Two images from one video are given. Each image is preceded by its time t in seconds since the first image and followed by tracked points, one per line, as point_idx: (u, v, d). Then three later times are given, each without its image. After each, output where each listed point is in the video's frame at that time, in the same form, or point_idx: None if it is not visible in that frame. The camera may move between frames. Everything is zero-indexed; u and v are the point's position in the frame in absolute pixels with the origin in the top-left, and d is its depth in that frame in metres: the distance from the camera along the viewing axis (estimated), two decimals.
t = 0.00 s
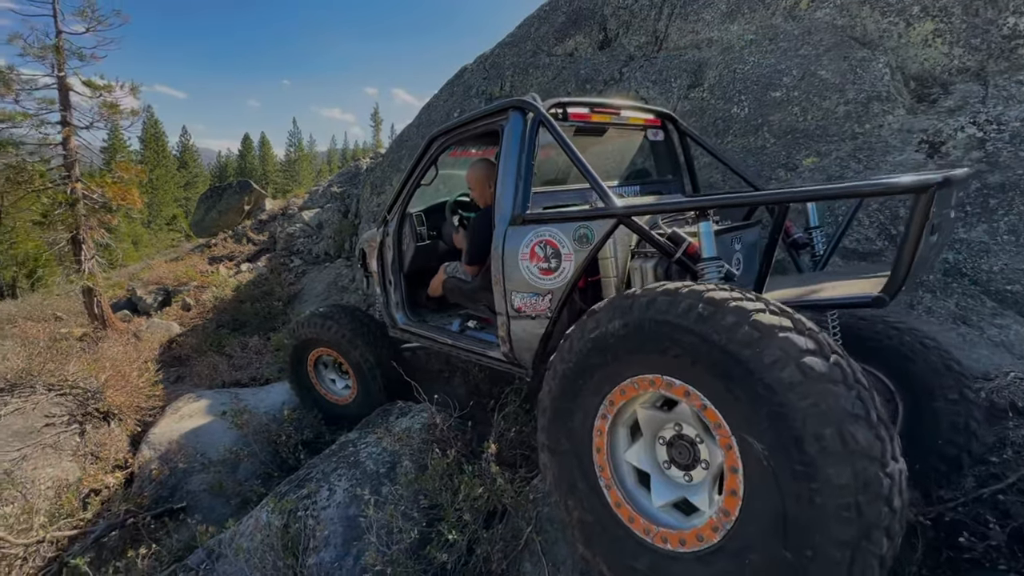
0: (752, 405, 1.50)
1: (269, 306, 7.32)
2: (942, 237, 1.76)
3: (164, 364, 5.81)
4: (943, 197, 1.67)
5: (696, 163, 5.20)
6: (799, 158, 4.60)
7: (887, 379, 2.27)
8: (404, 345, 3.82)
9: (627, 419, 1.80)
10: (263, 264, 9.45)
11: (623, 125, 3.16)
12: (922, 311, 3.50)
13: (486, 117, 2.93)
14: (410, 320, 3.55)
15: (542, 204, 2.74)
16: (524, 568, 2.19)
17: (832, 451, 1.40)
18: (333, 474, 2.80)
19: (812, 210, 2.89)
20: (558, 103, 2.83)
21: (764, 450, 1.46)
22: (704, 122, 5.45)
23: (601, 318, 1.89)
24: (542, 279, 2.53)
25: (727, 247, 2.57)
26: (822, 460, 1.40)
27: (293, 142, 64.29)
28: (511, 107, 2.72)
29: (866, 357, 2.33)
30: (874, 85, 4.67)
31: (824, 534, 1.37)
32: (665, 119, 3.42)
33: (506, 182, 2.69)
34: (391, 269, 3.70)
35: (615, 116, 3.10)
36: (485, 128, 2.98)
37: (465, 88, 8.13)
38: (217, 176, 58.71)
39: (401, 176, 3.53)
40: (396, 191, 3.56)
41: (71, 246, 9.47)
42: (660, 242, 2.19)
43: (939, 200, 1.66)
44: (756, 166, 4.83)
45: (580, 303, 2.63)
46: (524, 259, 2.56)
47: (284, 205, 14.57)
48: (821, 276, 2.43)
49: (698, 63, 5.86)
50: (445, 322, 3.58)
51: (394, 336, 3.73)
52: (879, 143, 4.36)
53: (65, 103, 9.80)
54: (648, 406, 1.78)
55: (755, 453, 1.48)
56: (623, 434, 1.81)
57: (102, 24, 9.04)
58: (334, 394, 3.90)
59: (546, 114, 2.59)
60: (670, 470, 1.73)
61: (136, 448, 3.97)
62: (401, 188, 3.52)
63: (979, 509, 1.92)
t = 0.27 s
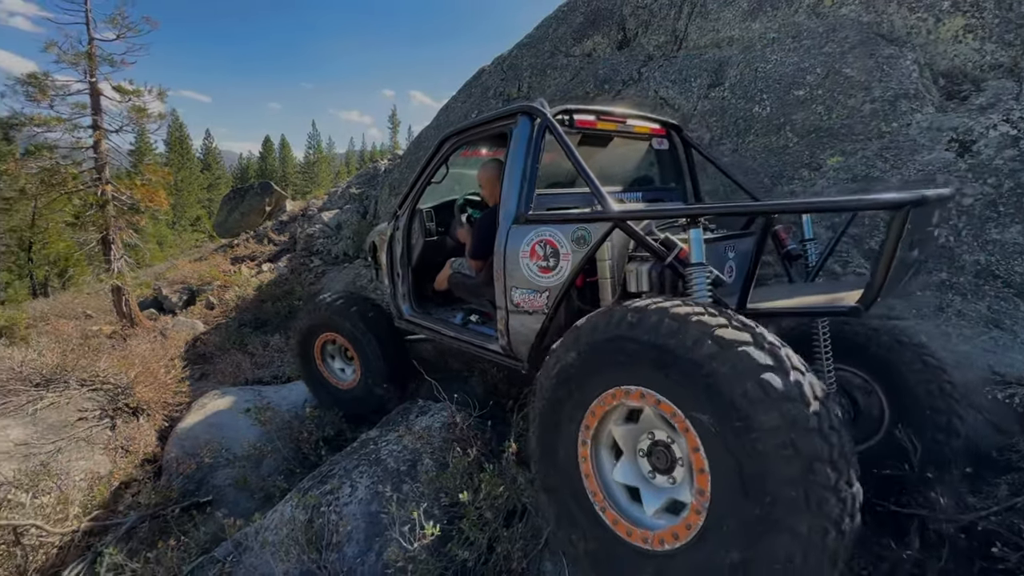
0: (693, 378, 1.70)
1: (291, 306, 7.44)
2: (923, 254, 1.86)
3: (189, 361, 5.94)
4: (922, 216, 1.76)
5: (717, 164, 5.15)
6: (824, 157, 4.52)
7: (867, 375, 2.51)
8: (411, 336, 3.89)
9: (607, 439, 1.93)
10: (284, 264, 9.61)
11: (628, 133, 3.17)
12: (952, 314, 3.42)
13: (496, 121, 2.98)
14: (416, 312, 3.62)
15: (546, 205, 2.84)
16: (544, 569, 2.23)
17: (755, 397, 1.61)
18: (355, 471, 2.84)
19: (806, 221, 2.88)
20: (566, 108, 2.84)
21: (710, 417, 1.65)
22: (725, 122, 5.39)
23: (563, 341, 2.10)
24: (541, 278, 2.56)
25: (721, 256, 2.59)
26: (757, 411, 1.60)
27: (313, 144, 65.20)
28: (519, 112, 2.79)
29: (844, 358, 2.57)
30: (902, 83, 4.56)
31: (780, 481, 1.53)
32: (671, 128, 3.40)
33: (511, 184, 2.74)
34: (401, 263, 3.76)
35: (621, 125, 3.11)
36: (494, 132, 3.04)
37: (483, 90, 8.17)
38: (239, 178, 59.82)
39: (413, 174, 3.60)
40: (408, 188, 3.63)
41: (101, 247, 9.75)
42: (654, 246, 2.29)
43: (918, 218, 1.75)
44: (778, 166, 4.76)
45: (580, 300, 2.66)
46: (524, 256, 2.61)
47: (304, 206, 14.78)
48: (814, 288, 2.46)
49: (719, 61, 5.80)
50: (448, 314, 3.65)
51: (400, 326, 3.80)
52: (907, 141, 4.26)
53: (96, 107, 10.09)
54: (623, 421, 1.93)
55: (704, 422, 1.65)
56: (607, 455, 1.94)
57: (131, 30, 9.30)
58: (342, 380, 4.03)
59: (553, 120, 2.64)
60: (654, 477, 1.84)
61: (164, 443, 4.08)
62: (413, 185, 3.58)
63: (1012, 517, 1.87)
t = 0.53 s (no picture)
0: (635, 363, 1.88)
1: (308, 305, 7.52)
2: (886, 255, 2.01)
3: (209, 359, 6.04)
4: (883, 220, 1.92)
5: (734, 164, 5.10)
6: (844, 157, 4.45)
7: (844, 378, 2.71)
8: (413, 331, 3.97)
9: (589, 451, 2.06)
10: (301, 265, 9.72)
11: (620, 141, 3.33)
12: (979, 318, 3.33)
13: (493, 129, 3.10)
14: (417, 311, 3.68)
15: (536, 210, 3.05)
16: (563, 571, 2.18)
17: (681, 360, 1.81)
18: (373, 470, 2.86)
19: (789, 227, 2.91)
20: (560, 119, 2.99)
21: (657, 393, 1.83)
22: (743, 121, 5.33)
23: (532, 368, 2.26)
24: (533, 277, 2.70)
25: (703, 259, 2.85)
26: (690, 374, 1.77)
27: (329, 146, 65.86)
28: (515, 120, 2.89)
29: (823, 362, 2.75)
30: (927, 80, 4.47)
31: (727, 444, 1.66)
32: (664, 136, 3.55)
33: (506, 190, 2.87)
34: (403, 264, 3.81)
35: (613, 133, 3.28)
36: (492, 138, 3.16)
37: (498, 91, 8.19)
38: (257, 179, 60.67)
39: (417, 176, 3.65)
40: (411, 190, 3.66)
41: (124, 247, 9.96)
42: (637, 247, 2.30)
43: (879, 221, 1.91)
44: (798, 165, 4.69)
45: (575, 301, 2.75)
46: (518, 257, 2.75)
47: (320, 207, 14.92)
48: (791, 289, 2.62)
49: (737, 60, 5.74)
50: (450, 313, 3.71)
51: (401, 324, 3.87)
52: (931, 140, 4.16)
53: (119, 110, 10.32)
54: (600, 429, 2.08)
55: (651, 400, 1.84)
56: (592, 466, 2.05)
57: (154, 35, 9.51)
58: (345, 372, 4.10)
59: (544, 127, 2.72)
60: (637, 474, 1.96)
61: (185, 440, 4.15)
62: (416, 187, 3.62)
63: None
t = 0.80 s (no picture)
0: (600, 365, 2.00)
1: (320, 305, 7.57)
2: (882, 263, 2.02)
3: (223, 359, 6.11)
4: (875, 227, 1.93)
5: (748, 165, 5.05)
6: (861, 157, 4.39)
7: (833, 376, 2.80)
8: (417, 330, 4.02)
9: (587, 470, 2.08)
10: (313, 265, 9.80)
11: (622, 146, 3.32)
12: (1001, 320, 3.27)
13: (497, 133, 3.13)
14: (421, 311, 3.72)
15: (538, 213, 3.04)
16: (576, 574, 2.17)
17: (637, 348, 1.94)
18: (387, 470, 2.87)
19: (790, 234, 2.99)
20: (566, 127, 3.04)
21: (624, 386, 1.92)
22: (756, 121, 5.28)
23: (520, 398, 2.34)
24: (534, 278, 2.71)
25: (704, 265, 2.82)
26: (646, 356, 1.90)
27: (341, 147, 66.37)
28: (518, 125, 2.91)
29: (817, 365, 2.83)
30: (946, 79, 4.39)
31: (696, 419, 1.74)
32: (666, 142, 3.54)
33: (509, 192, 2.87)
34: (409, 264, 3.86)
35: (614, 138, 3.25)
36: (496, 142, 3.18)
37: (508, 91, 8.20)
38: (270, 180, 61.27)
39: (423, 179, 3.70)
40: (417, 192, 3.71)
41: (140, 247, 10.11)
42: (636, 250, 2.31)
43: (872, 228, 1.92)
44: (813, 165, 4.64)
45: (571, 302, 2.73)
46: (520, 257, 2.76)
47: (332, 208, 15.03)
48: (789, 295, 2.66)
49: (751, 60, 5.69)
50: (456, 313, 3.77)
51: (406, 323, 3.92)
52: (951, 140, 4.09)
53: (136, 113, 10.48)
54: (594, 445, 2.11)
55: (620, 395, 1.94)
56: (591, 484, 2.08)
57: (171, 39, 9.64)
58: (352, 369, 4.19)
59: (549, 133, 2.76)
60: (636, 482, 1.97)
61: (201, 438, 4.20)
62: (422, 190, 3.68)
63: None
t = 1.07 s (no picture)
0: (553, 394, 2.01)
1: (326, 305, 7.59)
2: (867, 286, 2.02)
3: (229, 358, 6.13)
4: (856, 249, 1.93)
5: (755, 164, 5.02)
6: (871, 156, 4.35)
7: (819, 382, 2.80)
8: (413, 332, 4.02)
9: (565, 504, 2.01)
10: (319, 265, 9.84)
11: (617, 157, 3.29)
12: (1014, 322, 3.22)
13: (491, 140, 3.12)
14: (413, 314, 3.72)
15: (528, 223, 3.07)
16: None
17: (575, 365, 1.97)
18: (393, 471, 2.87)
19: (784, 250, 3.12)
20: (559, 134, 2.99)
21: (575, 406, 1.93)
22: (764, 120, 5.24)
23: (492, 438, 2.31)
24: (520, 288, 2.68)
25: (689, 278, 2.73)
26: (586, 372, 1.93)
27: (347, 147, 66.59)
28: (511, 132, 2.89)
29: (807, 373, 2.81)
30: (958, 77, 4.35)
31: (636, 418, 1.75)
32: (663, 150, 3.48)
33: (500, 200, 2.87)
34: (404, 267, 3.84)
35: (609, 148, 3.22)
36: (490, 148, 3.17)
37: (514, 91, 8.19)
38: (276, 180, 61.58)
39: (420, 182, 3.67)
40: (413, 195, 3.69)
41: (148, 247, 10.19)
42: (621, 265, 2.31)
43: (852, 251, 1.92)
44: (821, 165, 4.60)
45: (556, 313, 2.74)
46: (506, 267, 2.73)
47: (338, 207, 15.09)
48: (778, 308, 2.65)
49: (759, 58, 5.65)
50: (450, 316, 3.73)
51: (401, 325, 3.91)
52: (963, 139, 4.05)
53: (144, 113, 10.54)
54: (568, 476, 2.06)
55: (573, 418, 1.93)
56: (572, 518, 2.01)
57: (178, 39, 9.69)
58: (346, 363, 4.17)
59: (541, 142, 2.74)
60: (612, 504, 1.91)
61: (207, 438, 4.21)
62: (418, 193, 3.66)
63: None
